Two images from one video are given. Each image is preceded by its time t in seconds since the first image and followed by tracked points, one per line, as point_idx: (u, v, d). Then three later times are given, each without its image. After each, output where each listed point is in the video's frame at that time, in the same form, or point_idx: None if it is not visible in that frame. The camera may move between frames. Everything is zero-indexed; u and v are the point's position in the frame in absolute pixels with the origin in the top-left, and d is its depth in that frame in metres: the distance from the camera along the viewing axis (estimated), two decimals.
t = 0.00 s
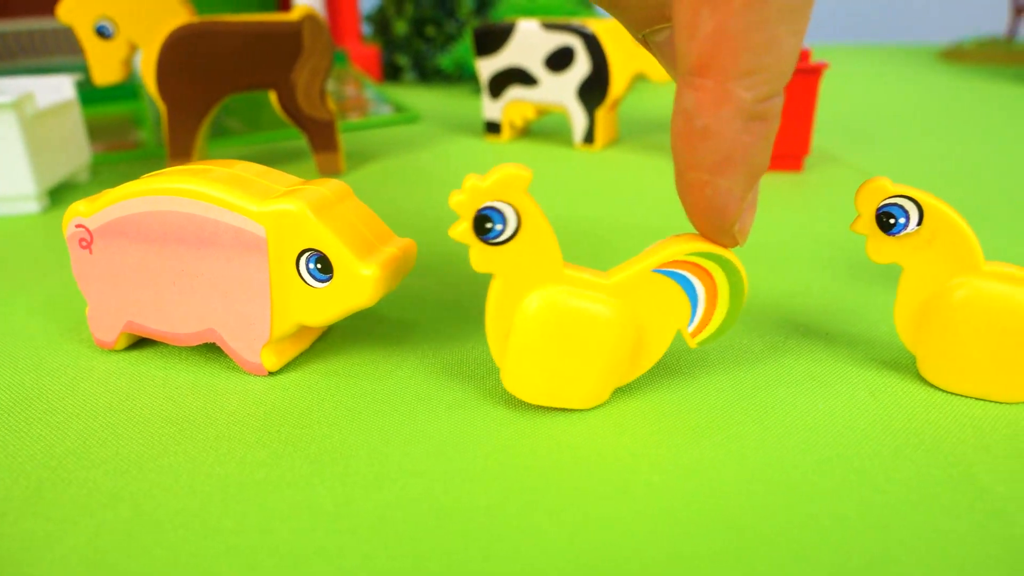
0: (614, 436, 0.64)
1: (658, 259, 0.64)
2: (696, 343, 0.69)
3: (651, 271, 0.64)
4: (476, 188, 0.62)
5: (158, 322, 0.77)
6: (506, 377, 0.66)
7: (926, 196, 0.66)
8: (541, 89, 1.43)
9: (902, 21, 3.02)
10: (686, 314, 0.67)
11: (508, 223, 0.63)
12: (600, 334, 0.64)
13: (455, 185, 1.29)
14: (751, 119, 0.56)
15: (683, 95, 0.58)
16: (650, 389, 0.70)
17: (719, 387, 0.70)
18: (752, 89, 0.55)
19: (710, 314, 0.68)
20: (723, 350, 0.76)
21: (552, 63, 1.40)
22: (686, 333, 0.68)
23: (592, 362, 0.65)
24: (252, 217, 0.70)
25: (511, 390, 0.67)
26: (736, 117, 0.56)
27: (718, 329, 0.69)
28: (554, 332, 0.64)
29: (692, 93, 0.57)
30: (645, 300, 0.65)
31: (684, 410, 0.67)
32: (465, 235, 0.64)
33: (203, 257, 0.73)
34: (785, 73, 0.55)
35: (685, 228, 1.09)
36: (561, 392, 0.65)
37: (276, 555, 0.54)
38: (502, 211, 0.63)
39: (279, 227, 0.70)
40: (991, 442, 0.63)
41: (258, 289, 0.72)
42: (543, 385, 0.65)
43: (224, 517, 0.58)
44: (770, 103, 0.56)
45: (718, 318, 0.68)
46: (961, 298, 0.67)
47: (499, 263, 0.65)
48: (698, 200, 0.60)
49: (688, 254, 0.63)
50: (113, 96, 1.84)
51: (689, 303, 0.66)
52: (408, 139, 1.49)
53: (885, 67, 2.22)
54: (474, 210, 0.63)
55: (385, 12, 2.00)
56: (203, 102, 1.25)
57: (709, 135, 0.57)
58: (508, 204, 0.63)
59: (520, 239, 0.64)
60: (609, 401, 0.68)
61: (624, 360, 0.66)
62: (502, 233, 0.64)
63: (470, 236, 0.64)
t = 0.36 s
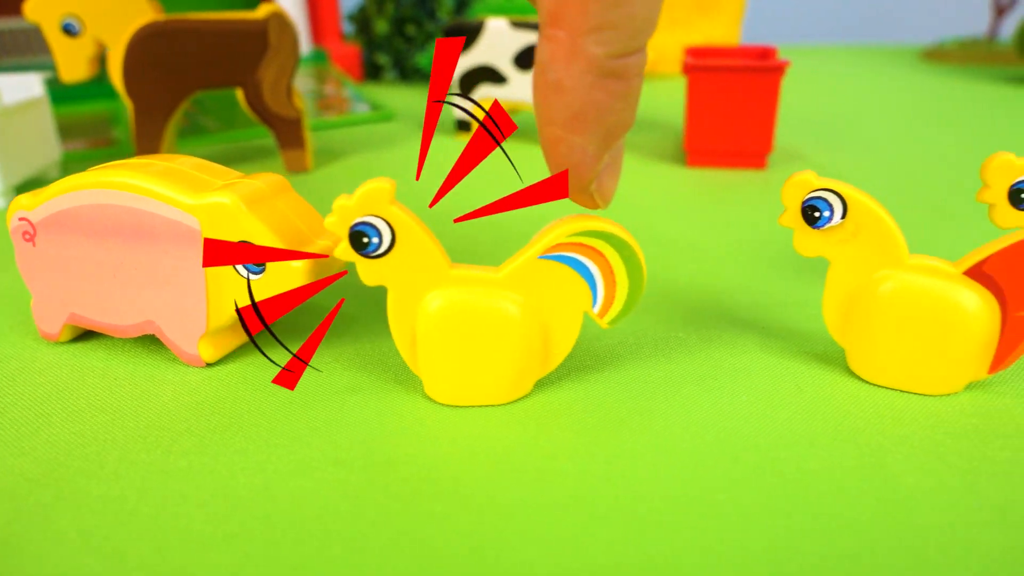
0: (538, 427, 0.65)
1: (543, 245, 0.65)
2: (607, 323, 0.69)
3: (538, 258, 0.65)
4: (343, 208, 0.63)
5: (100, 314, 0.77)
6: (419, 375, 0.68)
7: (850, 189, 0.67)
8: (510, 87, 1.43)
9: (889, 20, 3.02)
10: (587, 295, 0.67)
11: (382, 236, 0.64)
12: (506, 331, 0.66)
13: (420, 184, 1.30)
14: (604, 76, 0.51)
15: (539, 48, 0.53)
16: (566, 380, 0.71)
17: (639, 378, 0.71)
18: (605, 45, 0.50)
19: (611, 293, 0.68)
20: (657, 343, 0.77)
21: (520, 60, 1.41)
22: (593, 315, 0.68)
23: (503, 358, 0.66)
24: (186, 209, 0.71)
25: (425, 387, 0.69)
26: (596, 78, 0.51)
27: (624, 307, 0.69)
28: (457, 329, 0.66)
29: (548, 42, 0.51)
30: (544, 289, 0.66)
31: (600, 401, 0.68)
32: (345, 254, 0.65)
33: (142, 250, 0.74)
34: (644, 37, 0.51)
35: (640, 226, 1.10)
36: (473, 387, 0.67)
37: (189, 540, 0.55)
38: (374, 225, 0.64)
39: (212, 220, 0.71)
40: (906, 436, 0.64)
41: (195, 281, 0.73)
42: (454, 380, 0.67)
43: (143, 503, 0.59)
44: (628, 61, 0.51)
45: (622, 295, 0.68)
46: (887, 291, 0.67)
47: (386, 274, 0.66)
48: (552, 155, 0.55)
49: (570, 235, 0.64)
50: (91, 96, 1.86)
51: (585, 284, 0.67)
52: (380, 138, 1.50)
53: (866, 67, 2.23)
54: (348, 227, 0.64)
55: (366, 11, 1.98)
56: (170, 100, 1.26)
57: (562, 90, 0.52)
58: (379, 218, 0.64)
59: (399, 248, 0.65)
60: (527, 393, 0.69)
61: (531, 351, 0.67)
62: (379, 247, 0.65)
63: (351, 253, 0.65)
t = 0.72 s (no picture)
0: (441, 424, 0.66)
1: (444, 247, 0.66)
2: (513, 324, 0.69)
3: (439, 259, 0.66)
4: (246, 210, 0.64)
5: (17, 317, 0.77)
6: (329, 373, 0.69)
7: (752, 190, 0.68)
8: (470, 89, 1.44)
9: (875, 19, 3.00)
10: (490, 296, 0.68)
11: (284, 238, 0.65)
12: (410, 331, 0.67)
13: (376, 185, 1.31)
14: None
15: None
16: (478, 379, 0.72)
17: (550, 378, 0.72)
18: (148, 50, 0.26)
19: (515, 294, 0.68)
20: (574, 344, 0.78)
21: (479, 61, 1.42)
22: (498, 315, 0.69)
23: (407, 358, 0.67)
24: (83, 220, 0.72)
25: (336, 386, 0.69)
26: None
27: (529, 307, 0.69)
28: (364, 328, 0.67)
29: None
30: (448, 290, 0.67)
31: (508, 400, 0.69)
32: (250, 255, 0.66)
33: (49, 259, 0.75)
34: None
35: (584, 228, 1.11)
36: (379, 387, 0.68)
37: (79, 535, 0.56)
38: (277, 226, 0.65)
39: (111, 233, 0.72)
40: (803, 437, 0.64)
41: (102, 291, 0.74)
42: (363, 378, 0.68)
43: (40, 499, 0.60)
44: None
45: (525, 296, 0.69)
46: (792, 292, 0.68)
47: (291, 275, 0.66)
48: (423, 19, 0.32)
49: (470, 236, 0.65)
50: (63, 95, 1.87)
51: (489, 285, 0.67)
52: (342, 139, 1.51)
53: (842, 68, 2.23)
54: (251, 229, 0.65)
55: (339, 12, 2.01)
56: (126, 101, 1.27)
57: None
58: (281, 220, 0.65)
59: (303, 250, 0.66)
60: (436, 392, 0.70)
61: (436, 351, 0.68)
62: (283, 248, 0.66)
63: (256, 255, 0.66)
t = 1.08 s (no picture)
0: (356, 425, 0.67)
1: (360, 249, 0.66)
2: (432, 325, 0.70)
3: (355, 260, 0.66)
4: (162, 213, 0.65)
5: None
6: (250, 373, 0.70)
7: (667, 193, 0.68)
8: (433, 90, 1.44)
9: (862, 21, 3.00)
10: (408, 297, 0.68)
11: (201, 239, 0.66)
12: (326, 332, 0.67)
13: (336, 186, 1.32)
14: None
15: None
16: (401, 380, 0.72)
17: (471, 380, 0.72)
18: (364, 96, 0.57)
19: (432, 295, 0.69)
20: (502, 346, 0.78)
21: (442, 63, 1.42)
22: (416, 316, 0.69)
23: (323, 359, 0.68)
24: None
25: (255, 385, 0.70)
26: None
27: (447, 308, 0.70)
28: (281, 329, 0.68)
29: None
30: (365, 291, 0.68)
31: (426, 401, 0.69)
32: (169, 256, 0.67)
33: None
34: None
35: (535, 228, 1.11)
36: (298, 387, 0.69)
37: None
38: (194, 228, 0.66)
39: None
40: (713, 436, 0.64)
41: None
42: (281, 379, 0.69)
43: None
44: None
45: (442, 297, 0.69)
46: (707, 294, 0.68)
47: (210, 276, 0.67)
48: None
49: (385, 238, 0.66)
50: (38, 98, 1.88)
51: (406, 287, 0.68)
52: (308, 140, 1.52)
53: (821, 69, 2.23)
54: (169, 231, 0.66)
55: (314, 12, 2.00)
56: (86, 103, 1.28)
57: None
58: (197, 222, 0.66)
59: (220, 252, 0.67)
60: (356, 392, 0.70)
61: (352, 351, 0.68)
62: (201, 250, 0.67)
63: (175, 256, 0.67)
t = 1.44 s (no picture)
0: (271, 428, 0.67)
1: (275, 253, 0.67)
2: (351, 328, 0.70)
3: (270, 264, 0.67)
4: (77, 217, 0.66)
5: None
6: (171, 376, 0.70)
7: (582, 197, 0.68)
8: (397, 93, 1.45)
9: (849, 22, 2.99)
10: (324, 300, 0.68)
11: (117, 243, 0.67)
12: (244, 335, 0.68)
13: (297, 189, 1.32)
14: None
15: None
16: (323, 383, 0.73)
17: (392, 382, 0.72)
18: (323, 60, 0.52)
19: (349, 298, 0.69)
20: (430, 348, 0.79)
21: (405, 66, 1.43)
22: (334, 319, 0.69)
23: (241, 363, 0.68)
24: None
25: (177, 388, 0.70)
26: None
27: (365, 312, 0.70)
28: (199, 333, 0.68)
29: None
30: (281, 294, 0.68)
31: (344, 405, 0.69)
32: (86, 260, 0.68)
33: None
34: None
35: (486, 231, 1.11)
36: (217, 389, 0.69)
37: None
38: (108, 232, 0.66)
39: None
40: (623, 439, 0.64)
41: None
42: (200, 382, 0.69)
43: None
44: None
45: (359, 301, 0.69)
46: (624, 298, 0.68)
47: (127, 279, 0.68)
48: None
49: (298, 242, 0.66)
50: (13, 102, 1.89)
51: (322, 291, 0.68)
52: (276, 144, 1.53)
53: (800, 71, 2.23)
54: (84, 235, 0.67)
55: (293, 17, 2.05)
56: (48, 107, 1.28)
57: None
58: (111, 226, 0.66)
59: (136, 256, 0.67)
60: (278, 395, 0.71)
61: (271, 354, 0.68)
62: (117, 254, 0.67)
63: (92, 261, 0.68)
